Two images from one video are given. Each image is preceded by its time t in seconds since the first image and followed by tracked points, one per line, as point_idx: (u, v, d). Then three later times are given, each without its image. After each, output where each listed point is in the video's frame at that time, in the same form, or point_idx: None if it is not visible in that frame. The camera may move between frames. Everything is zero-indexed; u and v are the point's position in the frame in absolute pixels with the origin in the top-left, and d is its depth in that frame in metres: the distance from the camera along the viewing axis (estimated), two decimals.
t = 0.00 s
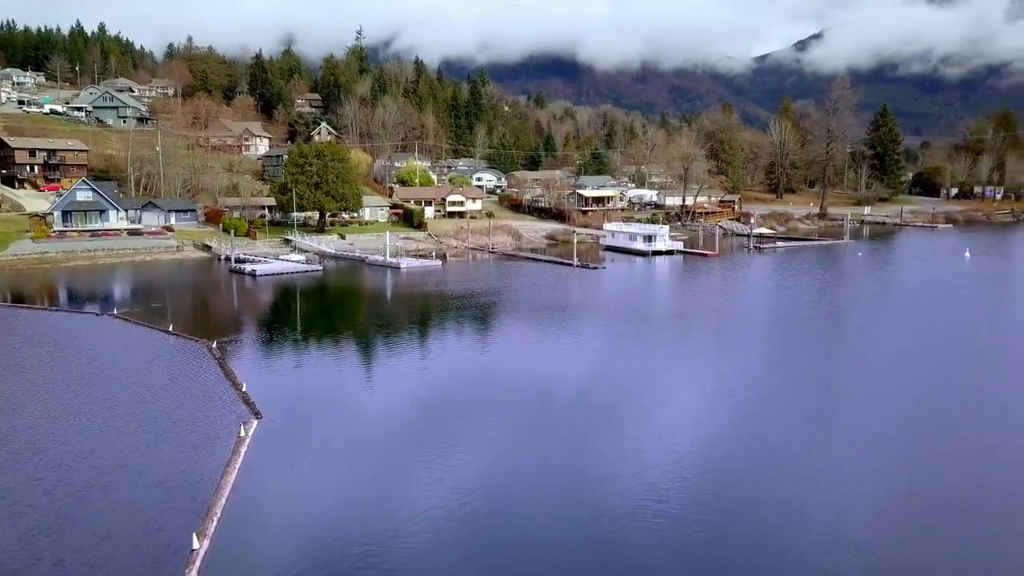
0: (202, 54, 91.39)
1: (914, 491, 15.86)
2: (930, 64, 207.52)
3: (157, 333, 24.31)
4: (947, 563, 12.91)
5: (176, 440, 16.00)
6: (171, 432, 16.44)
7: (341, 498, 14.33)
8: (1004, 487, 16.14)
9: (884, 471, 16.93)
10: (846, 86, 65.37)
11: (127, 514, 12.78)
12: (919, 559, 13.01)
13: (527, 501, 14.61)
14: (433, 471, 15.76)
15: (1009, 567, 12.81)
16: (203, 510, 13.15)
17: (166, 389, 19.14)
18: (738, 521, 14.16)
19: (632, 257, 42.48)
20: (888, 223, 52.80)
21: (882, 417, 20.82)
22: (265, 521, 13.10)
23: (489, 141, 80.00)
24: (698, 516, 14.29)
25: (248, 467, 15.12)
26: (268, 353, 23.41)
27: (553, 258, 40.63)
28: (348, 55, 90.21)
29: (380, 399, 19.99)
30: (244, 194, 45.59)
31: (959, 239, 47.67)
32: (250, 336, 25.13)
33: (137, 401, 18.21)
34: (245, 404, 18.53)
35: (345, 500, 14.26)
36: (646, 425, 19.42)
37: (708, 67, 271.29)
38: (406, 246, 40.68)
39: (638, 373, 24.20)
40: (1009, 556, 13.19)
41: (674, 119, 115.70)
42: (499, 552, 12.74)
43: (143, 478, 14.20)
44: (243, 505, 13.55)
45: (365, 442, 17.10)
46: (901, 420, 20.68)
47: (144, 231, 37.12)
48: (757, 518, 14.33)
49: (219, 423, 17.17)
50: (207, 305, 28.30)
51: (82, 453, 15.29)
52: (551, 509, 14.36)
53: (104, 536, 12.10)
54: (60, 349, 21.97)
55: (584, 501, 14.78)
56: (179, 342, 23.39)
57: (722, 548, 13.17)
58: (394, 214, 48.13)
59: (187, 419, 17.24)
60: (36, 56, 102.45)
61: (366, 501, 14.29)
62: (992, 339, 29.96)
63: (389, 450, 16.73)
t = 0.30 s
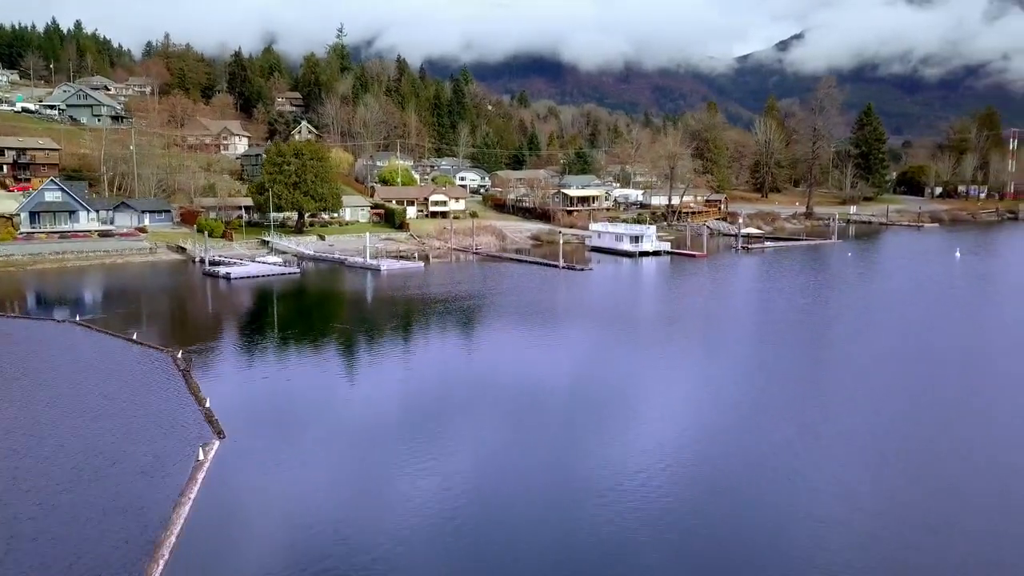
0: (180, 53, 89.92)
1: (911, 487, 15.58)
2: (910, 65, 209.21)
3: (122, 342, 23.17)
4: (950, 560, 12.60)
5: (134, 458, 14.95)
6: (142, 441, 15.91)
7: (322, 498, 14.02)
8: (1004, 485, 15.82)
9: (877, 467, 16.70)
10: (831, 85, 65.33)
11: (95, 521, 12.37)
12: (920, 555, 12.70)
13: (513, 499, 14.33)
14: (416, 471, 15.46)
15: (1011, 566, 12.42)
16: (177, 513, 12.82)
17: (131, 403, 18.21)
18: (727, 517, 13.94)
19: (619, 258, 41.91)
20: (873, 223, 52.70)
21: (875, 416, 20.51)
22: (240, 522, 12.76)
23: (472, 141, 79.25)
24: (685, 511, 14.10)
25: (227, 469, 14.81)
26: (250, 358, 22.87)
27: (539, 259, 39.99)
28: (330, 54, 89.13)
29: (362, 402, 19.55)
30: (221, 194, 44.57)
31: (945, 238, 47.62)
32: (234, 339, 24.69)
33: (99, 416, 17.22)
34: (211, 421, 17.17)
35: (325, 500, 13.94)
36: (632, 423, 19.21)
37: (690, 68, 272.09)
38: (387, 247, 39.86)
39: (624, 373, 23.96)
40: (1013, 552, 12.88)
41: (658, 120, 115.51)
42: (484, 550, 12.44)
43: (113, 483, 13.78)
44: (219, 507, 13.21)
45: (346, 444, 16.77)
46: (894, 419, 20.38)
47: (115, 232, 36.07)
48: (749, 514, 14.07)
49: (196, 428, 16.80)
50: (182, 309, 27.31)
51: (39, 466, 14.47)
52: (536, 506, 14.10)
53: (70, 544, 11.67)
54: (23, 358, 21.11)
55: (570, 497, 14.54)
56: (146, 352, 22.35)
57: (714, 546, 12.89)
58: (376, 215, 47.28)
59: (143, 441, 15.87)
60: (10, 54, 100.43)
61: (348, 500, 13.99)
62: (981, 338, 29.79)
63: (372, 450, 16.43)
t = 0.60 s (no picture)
0: (157, 50, 88.27)
1: (895, 491, 15.79)
2: (889, 64, 210.70)
3: (82, 353, 22.13)
4: (934, 565, 12.78)
5: (94, 476, 14.34)
6: (121, 445, 15.88)
7: (303, 500, 14.26)
8: (990, 489, 15.95)
9: (859, 469, 16.96)
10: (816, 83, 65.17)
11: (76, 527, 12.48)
12: (903, 559, 12.91)
13: (493, 500, 14.60)
14: (397, 473, 15.66)
15: None
16: (160, 517, 13.03)
17: (93, 416, 17.41)
18: (707, 517, 14.23)
19: (604, 259, 41.34)
20: (858, 223, 52.63)
21: (860, 419, 20.61)
22: (224, 525, 12.99)
23: (454, 140, 78.46)
24: (662, 509, 14.46)
25: (209, 472, 15.02)
26: (231, 361, 22.55)
27: (523, 260, 39.33)
28: (310, 52, 87.92)
29: (343, 405, 19.49)
30: (197, 195, 43.54)
31: (930, 238, 47.52)
32: (213, 343, 24.17)
33: (57, 434, 16.35)
34: (168, 450, 15.78)
35: (306, 502, 14.17)
36: (612, 422, 19.49)
37: (673, 67, 272.35)
38: (367, 249, 39.01)
39: (605, 371, 24.13)
40: (997, 556, 13.06)
41: (641, 119, 115.20)
42: (465, 550, 12.70)
43: (96, 488, 13.89)
44: (201, 510, 13.43)
45: (327, 446, 16.89)
46: (879, 421, 20.46)
47: (85, 234, 35.03)
48: (732, 515, 14.32)
49: (175, 433, 16.87)
50: (153, 315, 26.36)
51: None
52: (515, 506, 14.41)
53: (51, 549, 11.80)
54: None
55: (549, 496, 14.85)
56: (110, 363, 21.42)
57: (695, 547, 13.14)
58: (356, 215, 46.38)
59: (104, 458, 15.17)
60: None
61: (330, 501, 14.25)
62: (967, 337, 29.77)
63: (353, 453, 16.59)
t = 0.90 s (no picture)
0: (131, 47, 86.52)
1: (892, 491, 15.82)
2: (868, 65, 212.22)
3: (51, 362, 21.49)
4: (936, 565, 12.79)
5: (65, 491, 13.98)
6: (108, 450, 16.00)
7: (292, 499, 14.46)
8: (984, 491, 15.81)
9: (851, 467, 17.07)
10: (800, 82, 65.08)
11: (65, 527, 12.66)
12: (905, 560, 12.93)
13: (482, 498, 14.76)
14: (383, 472, 15.84)
15: None
16: (149, 520, 13.25)
17: (66, 427, 17.07)
18: (693, 519, 14.19)
19: (589, 260, 40.79)
20: (843, 222, 52.58)
21: (851, 418, 20.59)
22: (214, 526, 13.23)
23: (436, 139, 77.66)
24: (647, 505, 14.71)
25: (198, 476, 15.25)
26: (212, 366, 22.26)
27: (508, 262, 38.67)
28: (289, 50, 86.66)
29: (326, 409, 19.33)
30: (171, 195, 42.47)
31: (914, 237, 47.53)
32: (190, 349, 23.65)
33: (14, 453, 15.63)
34: (115, 479, 14.73)
35: (294, 501, 14.38)
36: (596, 419, 19.69)
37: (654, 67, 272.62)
38: (346, 251, 38.14)
39: (586, 369, 24.18)
40: (999, 557, 13.10)
41: (623, 119, 114.86)
42: (457, 549, 12.84)
43: (82, 490, 14.03)
44: (191, 513, 13.65)
45: (314, 447, 17.00)
46: (872, 421, 20.44)
47: (53, 236, 33.94)
48: (724, 515, 14.45)
49: (161, 438, 16.99)
50: (124, 320, 25.66)
51: None
52: (502, 504, 14.60)
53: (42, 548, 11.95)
54: None
55: (536, 493, 15.09)
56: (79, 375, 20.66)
57: (688, 545, 13.28)
58: (335, 216, 45.53)
59: (74, 473, 14.78)
60: None
61: (321, 500, 14.47)
62: (954, 336, 29.78)
63: (339, 453, 16.73)
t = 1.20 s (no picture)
0: (104, 44, 84.65)
1: (884, 494, 15.93)
2: (847, 65, 213.47)
3: (20, 375, 21.03)
4: (933, 565, 13.18)
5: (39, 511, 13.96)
6: (95, 457, 16.38)
7: (280, 500, 14.81)
8: (972, 496, 15.86)
9: (840, 465, 17.43)
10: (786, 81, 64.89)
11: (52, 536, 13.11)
12: (900, 564, 13.16)
13: (469, 499, 15.10)
14: (368, 473, 16.13)
15: None
16: (137, 526, 13.69)
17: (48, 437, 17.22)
18: (674, 523, 14.42)
19: (574, 262, 40.16)
20: (828, 222, 52.52)
21: (841, 416, 20.76)
22: (201, 528, 13.62)
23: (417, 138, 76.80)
24: (633, 502, 15.15)
25: (181, 480, 15.53)
26: (191, 371, 21.89)
27: (491, 264, 37.84)
28: (267, 48, 85.32)
29: (308, 412, 19.23)
30: (143, 196, 41.34)
31: (899, 237, 47.46)
32: (166, 354, 23.14)
33: None
34: (51, 515, 13.89)
35: (281, 502, 14.75)
36: (577, 416, 20.00)
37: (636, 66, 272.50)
38: (324, 253, 37.21)
39: (569, 366, 24.25)
40: (995, 557, 13.48)
41: (606, 119, 114.34)
42: (451, 551, 13.16)
43: (71, 500, 14.45)
44: (179, 516, 14.05)
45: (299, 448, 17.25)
46: (858, 420, 20.53)
47: (19, 239, 32.88)
48: (712, 513, 14.87)
49: (146, 442, 17.25)
50: (93, 326, 24.97)
51: None
52: (485, 506, 14.84)
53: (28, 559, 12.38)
54: None
55: (520, 492, 15.46)
56: (54, 389, 20.07)
57: (676, 542, 13.75)
58: (314, 217, 44.65)
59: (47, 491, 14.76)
60: None
61: (308, 501, 14.84)
62: (941, 333, 29.88)
63: (324, 454, 16.96)
